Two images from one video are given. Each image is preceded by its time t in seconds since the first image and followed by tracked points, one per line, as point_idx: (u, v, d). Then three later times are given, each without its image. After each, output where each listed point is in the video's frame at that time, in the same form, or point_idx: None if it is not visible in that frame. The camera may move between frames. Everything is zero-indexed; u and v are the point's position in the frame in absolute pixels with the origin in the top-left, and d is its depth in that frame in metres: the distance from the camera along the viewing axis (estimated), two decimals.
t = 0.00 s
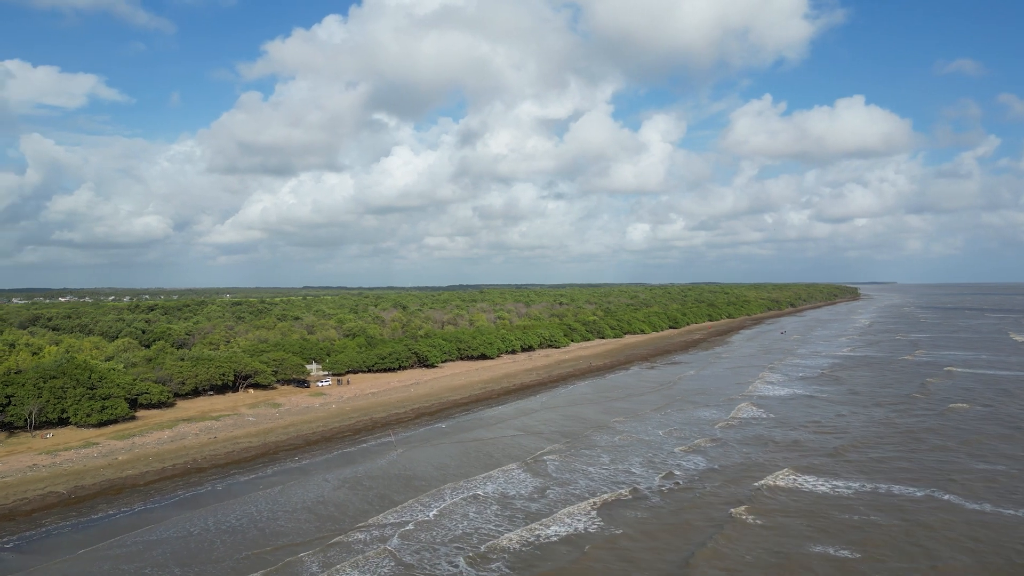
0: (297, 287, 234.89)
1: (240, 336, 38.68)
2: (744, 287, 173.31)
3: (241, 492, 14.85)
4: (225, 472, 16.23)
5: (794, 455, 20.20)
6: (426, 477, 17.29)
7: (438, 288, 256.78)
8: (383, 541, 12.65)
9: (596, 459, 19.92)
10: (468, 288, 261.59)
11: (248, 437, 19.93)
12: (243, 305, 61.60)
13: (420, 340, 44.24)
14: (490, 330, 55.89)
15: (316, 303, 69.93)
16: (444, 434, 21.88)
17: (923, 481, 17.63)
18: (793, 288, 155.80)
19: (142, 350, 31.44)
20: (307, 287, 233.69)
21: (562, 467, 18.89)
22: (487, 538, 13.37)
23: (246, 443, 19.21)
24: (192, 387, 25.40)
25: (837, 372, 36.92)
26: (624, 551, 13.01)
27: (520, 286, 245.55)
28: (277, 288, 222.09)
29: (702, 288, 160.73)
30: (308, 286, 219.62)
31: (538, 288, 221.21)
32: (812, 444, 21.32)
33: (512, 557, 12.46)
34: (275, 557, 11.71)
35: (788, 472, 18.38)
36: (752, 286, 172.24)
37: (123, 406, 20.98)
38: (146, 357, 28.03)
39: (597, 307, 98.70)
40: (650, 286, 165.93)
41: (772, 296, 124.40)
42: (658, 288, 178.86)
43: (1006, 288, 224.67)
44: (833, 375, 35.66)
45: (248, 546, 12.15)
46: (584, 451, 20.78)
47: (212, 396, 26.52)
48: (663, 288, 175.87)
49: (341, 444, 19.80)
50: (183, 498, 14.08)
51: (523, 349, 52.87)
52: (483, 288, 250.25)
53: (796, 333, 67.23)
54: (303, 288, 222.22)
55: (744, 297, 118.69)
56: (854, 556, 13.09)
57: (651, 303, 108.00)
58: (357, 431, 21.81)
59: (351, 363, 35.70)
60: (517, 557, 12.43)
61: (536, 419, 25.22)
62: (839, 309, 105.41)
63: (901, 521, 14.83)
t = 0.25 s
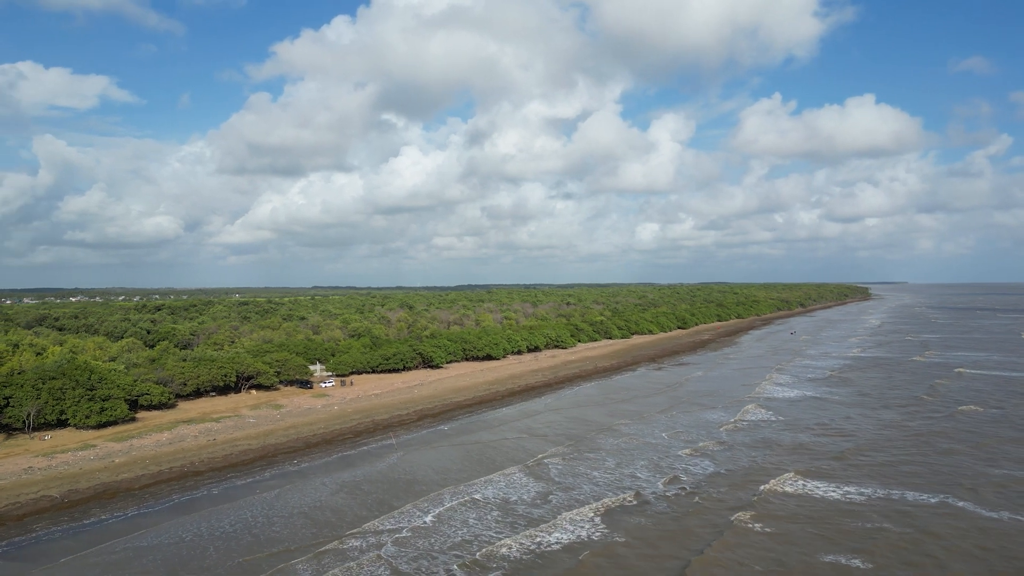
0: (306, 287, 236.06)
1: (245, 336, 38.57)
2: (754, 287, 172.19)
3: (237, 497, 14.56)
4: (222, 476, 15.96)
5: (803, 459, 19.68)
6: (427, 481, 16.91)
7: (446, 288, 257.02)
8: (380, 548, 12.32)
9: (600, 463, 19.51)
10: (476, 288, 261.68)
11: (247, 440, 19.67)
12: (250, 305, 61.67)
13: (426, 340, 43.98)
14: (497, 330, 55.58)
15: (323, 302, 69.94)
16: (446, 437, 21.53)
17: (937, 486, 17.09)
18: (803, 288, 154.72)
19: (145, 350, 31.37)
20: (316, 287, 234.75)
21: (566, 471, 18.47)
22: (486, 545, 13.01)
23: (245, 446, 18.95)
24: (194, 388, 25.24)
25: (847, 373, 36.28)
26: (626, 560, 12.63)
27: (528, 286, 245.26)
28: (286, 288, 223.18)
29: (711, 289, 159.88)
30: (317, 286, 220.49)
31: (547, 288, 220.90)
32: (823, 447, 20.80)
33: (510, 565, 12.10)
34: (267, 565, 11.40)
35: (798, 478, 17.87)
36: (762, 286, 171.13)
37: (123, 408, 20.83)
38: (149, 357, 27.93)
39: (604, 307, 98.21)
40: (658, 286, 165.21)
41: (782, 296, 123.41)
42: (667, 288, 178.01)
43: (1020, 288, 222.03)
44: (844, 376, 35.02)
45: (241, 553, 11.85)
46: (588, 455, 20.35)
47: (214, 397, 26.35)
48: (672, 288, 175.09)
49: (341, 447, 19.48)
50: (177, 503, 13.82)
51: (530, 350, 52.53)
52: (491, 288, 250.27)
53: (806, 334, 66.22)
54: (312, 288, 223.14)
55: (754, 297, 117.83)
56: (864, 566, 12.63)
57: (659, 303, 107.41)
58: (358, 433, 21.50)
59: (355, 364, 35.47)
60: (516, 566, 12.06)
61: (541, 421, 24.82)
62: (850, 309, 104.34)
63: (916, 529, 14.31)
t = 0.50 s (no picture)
0: (315, 287, 237.07)
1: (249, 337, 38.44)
2: (763, 287, 171.18)
3: (232, 502, 14.27)
4: (219, 479, 15.70)
5: (813, 463, 19.20)
6: (428, 485, 16.55)
7: (454, 288, 257.31)
8: (375, 556, 11.98)
9: (605, 467, 19.11)
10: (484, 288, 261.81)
11: (247, 442, 19.42)
12: (257, 305, 61.71)
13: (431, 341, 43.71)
14: (503, 330, 55.30)
15: (329, 302, 69.92)
16: (448, 440, 21.17)
17: (952, 492, 16.58)
18: (812, 288, 153.80)
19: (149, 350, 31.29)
20: (325, 287, 235.73)
21: (569, 476, 18.08)
22: (484, 552, 12.66)
23: (244, 448, 18.69)
24: (195, 389, 25.06)
25: (858, 374, 35.67)
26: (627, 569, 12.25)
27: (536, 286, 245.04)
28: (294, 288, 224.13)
29: (720, 289, 159.03)
30: (325, 287, 221.30)
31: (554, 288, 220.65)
32: (833, 451, 20.29)
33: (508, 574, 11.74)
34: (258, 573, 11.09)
35: (807, 483, 17.39)
36: (771, 286, 170.14)
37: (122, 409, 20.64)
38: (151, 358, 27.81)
39: (611, 308, 97.62)
40: (667, 286, 164.59)
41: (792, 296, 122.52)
42: (675, 288, 177.18)
43: None
44: (854, 377, 34.42)
45: (233, 561, 11.54)
46: (593, 459, 19.95)
47: (216, 398, 26.16)
48: (680, 288, 174.38)
49: (341, 450, 19.19)
50: (171, 508, 13.56)
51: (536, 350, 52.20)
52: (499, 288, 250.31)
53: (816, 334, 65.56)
54: (320, 288, 223.97)
55: (763, 297, 117.06)
56: None
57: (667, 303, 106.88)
58: (360, 435, 21.20)
59: (359, 365, 35.22)
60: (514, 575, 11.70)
61: (545, 423, 24.43)
62: (860, 309, 103.27)
63: (932, 538, 13.82)
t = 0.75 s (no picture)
0: (324, 287, 238.57)
1: (253, 337, 38.31)
2: (772, 287, 170.30)
3: (227, 507, 14.00)
4: (214, 483, 15.43)
5: (822, 467, 18.73)
6: (427, 490, 16.22)
7: (461, 288, 257.81)
8: (370, 564, 11.65)
9: (609, 471, 18.72)
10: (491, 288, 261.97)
11: (246, 444, 19.16)
12: (263, 305, 61.79)
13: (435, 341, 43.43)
14: (509, 330, 55.03)
15: (335, 303, 69.92)
16: (449, 443, 20.84)
17: (966, 498, 16.07)
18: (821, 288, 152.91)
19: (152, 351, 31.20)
20: (333, 287, 236.77)
21: (571, 481, 17.68)
22: (482, 560, 12.30)
23: (243, 451, 18.44)
24: (196, 390, 24.87)
25: (868, 375, 35.08)
26: None
27: (544, 287, 244.94)
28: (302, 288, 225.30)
29: (728, 289, 158.39)
30: (333, 287, 222.30)
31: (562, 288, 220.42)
32: (843, 455, 19.81)
33: None
34: None
35: (816, 489, 16.92)
36: (780, 286, 169.30)
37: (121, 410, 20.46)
38: (153, 358, 27.67)
39: (618, 308, 97.12)
40: (675, 287, 164.11)
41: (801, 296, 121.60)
42: (683, 288, 176.55)
43: None
44: (864, 379, 33.84)
45: (224, 569, 11.26)
46: (597, 463, 19.55)
47: (218, 399, 25.97)
48: (689, 288, 173.83)
49: (341, 453, 18.90)
50: (164, 513, 13.31)
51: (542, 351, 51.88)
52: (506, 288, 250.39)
53: (825, 334, 64.98)
54: (328, 288, 224.98)
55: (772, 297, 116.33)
56: None
57: (675, 303, 106.37)
58: (360, 438, 20.89)
59: (362, 365, 34.98)
60: None
61: (548, 426, 24.05)
62: (870, 310, 102.21)
63: (945, 547, 13.35)
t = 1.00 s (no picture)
0: (331, 287, 239.45)
1: (256, 337, 38.16)
2: (780, 287, 169.34)
3: (220, 511, 13.73)
4: (209, 487, 15.18)
5: (831, 472, 18.26)
6: (426, 495, 15.88)
7: (469, 288, 257.98)
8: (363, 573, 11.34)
9: (612, 475, 18.32)
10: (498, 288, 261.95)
11: (243, 447, 18.91)
12: (269, 305, 61.82)
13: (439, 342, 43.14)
14: (514, 331, 54.70)
15: (341, 303, 69.87)
16: (450, 445, 20.52)
17: (980, 505, 15.57)
18: (831, 288, 151.97)
19: (154, 351, 31.09)
20: (341, 287, 237.51)
21: (573, 485, 17.31)
22: (478, 568, 11.96)
23: (240, 454, 18.19)
24: (197, 391, 24.69)
25: (877, 376, 34.51)
26: None
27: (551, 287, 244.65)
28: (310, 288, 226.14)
29: (737, 289, 157.61)
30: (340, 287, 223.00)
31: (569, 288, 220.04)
32: (852, 459, 19.32)
33: None
34: None
35: (825, 494, 16.45)
36: (789, 287, 168.31)
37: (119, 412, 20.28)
38: (154, 359, 27.52)
39: (625, 308, 96.63)
40: (682, 287, 163.47)
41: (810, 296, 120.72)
42: (691, 288, 175.79)
43: None
44: (874, 380, 33.26)
45: None
46: (600, 466, 19.16)
47: (218, 400, 25.78)
48: (697, 288, 173.17)
49: (339, 456, 18.62)
50: (157, 518, 13.06)
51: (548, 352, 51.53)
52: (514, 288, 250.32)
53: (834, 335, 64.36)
54: (336, 288, 225.67)
55: (781, 297, 115.66)
56: None
57: (682, 303, 105.81)
58: (360, 441, 20.60)
59: (365, 366, 34.74)
60: None
61: (551, 428, 23.68)
62: (879, 310, 101.15)
63: (956, 555, 12.91)
